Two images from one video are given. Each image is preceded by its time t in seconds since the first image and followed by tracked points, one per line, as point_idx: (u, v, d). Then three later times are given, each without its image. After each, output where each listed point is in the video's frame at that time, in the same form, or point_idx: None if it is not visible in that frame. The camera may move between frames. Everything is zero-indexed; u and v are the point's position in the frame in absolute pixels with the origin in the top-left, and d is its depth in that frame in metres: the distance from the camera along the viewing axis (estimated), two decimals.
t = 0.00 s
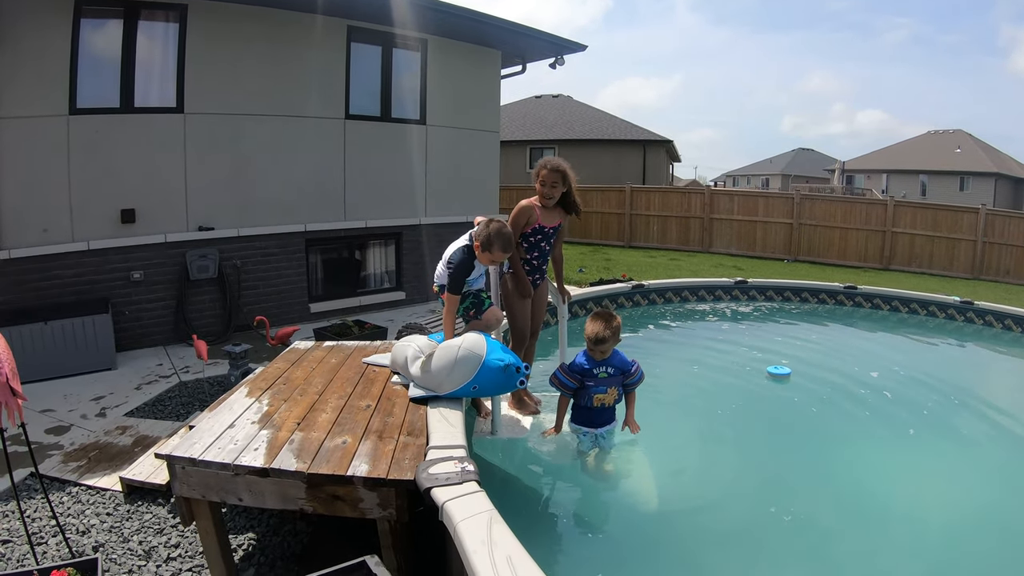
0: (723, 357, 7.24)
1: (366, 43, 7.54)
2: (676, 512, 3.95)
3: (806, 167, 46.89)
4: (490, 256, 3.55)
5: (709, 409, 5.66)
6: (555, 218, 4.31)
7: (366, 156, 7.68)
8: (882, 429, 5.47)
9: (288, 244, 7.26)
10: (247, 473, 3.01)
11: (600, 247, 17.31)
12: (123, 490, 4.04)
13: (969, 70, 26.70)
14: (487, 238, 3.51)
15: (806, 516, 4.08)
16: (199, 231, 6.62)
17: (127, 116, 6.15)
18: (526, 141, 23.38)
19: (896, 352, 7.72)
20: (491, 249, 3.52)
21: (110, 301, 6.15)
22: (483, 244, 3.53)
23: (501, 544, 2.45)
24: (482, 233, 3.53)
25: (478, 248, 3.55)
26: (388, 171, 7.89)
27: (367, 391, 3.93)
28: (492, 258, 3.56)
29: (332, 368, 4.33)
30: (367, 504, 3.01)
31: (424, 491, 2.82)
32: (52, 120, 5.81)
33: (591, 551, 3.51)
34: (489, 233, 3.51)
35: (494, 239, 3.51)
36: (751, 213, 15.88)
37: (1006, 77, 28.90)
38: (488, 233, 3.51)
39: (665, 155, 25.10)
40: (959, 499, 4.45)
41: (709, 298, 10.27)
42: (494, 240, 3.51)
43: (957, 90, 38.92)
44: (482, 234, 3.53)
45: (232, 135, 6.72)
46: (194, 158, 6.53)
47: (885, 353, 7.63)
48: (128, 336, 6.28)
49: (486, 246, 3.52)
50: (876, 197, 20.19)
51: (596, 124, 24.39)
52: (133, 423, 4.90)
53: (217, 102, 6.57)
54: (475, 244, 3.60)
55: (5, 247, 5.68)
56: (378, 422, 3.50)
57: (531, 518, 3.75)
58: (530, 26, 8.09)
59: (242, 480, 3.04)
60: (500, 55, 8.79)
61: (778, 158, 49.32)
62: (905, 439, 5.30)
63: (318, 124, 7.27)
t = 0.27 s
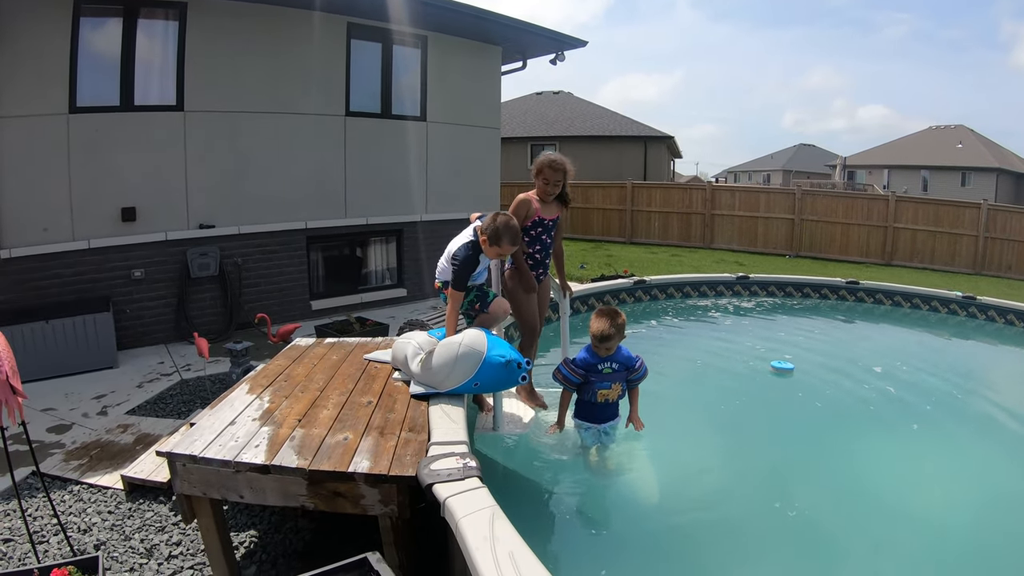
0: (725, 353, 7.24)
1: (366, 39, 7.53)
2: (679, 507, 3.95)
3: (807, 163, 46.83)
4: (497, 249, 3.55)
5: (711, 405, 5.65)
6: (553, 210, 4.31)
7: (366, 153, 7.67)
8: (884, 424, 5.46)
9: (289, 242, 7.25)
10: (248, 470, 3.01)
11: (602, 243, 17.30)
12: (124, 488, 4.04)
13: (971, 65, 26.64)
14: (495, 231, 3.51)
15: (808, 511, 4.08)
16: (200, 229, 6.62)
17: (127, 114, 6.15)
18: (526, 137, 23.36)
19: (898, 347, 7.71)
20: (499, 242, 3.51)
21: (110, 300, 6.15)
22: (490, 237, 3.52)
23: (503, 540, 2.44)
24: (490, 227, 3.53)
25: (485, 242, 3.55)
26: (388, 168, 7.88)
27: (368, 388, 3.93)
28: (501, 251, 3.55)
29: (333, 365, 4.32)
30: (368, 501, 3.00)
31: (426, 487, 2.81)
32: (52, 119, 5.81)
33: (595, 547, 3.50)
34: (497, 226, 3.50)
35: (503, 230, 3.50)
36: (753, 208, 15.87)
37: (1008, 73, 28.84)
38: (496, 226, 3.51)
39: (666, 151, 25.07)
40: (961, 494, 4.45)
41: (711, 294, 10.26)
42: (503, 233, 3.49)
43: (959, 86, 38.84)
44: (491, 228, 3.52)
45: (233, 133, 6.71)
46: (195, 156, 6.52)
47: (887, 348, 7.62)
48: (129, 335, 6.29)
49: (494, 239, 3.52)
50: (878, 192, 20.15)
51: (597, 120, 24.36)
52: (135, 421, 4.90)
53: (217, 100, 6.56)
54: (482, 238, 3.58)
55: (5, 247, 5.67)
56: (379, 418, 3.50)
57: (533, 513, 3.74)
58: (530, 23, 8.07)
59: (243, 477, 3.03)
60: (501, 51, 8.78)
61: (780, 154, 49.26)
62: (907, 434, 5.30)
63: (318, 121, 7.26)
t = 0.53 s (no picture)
0: (728, 348, 7.23)
1: (366, 35, 7.52)
2: (681, 502, 3.95)
3: (809, 158, 46.77)
4: (500, 242, 3.54)
5: (714, 400, 5.65)
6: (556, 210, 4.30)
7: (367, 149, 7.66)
8: (887, 420, 5.46)
9: (290, 239, 7.25)
10: (250, 466, 3.01)
11: (603, 238, 17.28)
12: (127, 486, 4.05)
13: (973, 59, 26.56)
14: (497, 225, 3.50)
15: (811, 506, 4.08)
16: (201, 225, 6.62)
17: (127, 111, 6.13)
18: (527, 133, 23.34)
19: (900, 342, 7.71)
20: (502, 236, 3.50)
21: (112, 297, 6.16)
22: (493, 231, 3.51)
23: (506, 536, 2.45)
24: (491, 221, 3.51)
25: (488, 236, 3.54)
26: (389, 164, 7.88)
27: (369, 384, 3.93)
28: (503, 245, 3.55)
29: (335, 361, 4.32)
30: (371, 497, 3.00)
31: (428, 483, 2.81)
32: (52, 117, 5.80)
33: (597, 542, 3.51)
34: (501, 220, 3.49)
35: (506, 224, 3.50)
36: (754, 204, 15.85)
37: (1010, 68, 28.77)
38: (499, 220, 3.50)
39: (667, 147, 25.03)
40: (963, 489, 4.45)
41: (713, 289, 10.26)
42: (506, 228, 3.50)
43: (961, 81, 38.73)
44: (492, 223, 3.51)
45: (233, 130, 6.70)
46: (195, 153, 6.52)
47: (889, 343, 7.62)
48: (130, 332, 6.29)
49: (496, 234, 3.51)
50: (880, 186, 20.11)
51: (598, 115, 24.32)
52: (137, 419, 4.90)
53: (217, 97, 6.55)
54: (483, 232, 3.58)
55: (6, 244, 5.66)
56: (381, 414, 3.49)
57: (535, 508, 3.75)
58: (529, 17, 8.02)
59: (245, 473, 3.04)
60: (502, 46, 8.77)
61: (781, 149, 49.19)
62: (909, 430, 5.30)
63: (319, 117, 7.25)
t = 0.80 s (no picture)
0: (729, 345, 7.23)
1: (367, 33, 7.51)
2: (682, 500, 3.95)
3: (810, 155, 46.71)
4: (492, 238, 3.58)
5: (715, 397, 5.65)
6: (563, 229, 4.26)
7: (368, 147, 7.67)
8: (890, 417, 5.46)
9: (291, 237, 7.25)
10: (252, 463, 3.01)
11: (604, 236, 17.28)
12: (129, 484, 4.05)
13: (975, 57, 26.50)
14: (485, 220, 3.52)
15: (813, 504, 4.08)
16: (203, 224, 6.62)
17: (128, 109, 6.13)
18: (528, 130, 23.35)
19: (902, 340, 7.70)
20: (491, 231, 3.54)
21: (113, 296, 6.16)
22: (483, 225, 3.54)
23: (506, 533, 2.45)
24: (479, 217, 3.53)
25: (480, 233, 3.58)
26: (390, 162, 7.88)
27: (371, 381, 3.93)
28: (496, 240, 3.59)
29: (336, 358, 4.32)
30: (372, 495, 3.01)
31: (429, 480, 2.81)
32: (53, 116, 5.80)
33: (596, 539, 3.51)
34: (489, 214, 3.50)
35: (493, 217, 3.51)
36: (756, 201, 15.83)
37: (1011, 65, 28.72)
38: (486, 214, 3.52)
39: (668, 144, 25.00)
40: (964, 486, 4.45)
41: (714, 286, 10.25)
42: (493, 219, 3.50)
43: (962, 78, 38.65)
44: (480, 218, 3.54)
45: (234, 128, 6.70)
46: (197, 151, 6.52)
47: (891, 341, 7.61)
48: (132, 331, 6.30)
49: (486, 230, 3.54)
50: (881, 184, 20.08)
51: (599, 113, 24.30)
52: (139, 417, 4.91)
53: (219, 95, 6.55)
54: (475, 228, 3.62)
55: (9, 242, 5.67)
56: (382, 412, 3.50)
57: (535, 505, 3.76)
58: (536, 15, 8.12)
59: (246, 471, 3.04)
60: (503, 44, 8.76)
61: (782, 147, 49.13)
62: (911, 427, 5.30)
63: (320, 115, 7.25)
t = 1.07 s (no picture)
0: (730, 343, 7.23)
1: (368, 32, 7.51)
2: (684, 499, 3.95)
3: (811, 153, 46.66)
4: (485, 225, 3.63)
5: (717, 396, 5.65)
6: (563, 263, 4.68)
7: (369, 146, 7.67)
8: (891, 415, 5.45)
9: (292, 236, 7.26)
10: (254, 463, 3.02)
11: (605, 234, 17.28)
12: (131, 483, 4.06)
13: (977, 54, 26.45)
14: (478, 209, 3.62)
15: (814, 502, 4.08)
16: (204, 223, 6.63)
17: (129, 109, 6.14)
18: (529, 129, 23.35)
19: (903, 338, 7.69)
20: (483, 216, 3.60)
21: (115, 295, 6.17)
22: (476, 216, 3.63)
23: (507, 532, 2.45)
24: (471, 207, 3.63)
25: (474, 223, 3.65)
26: (391, 160, 7.88)
27: (372, 380, 3.94)
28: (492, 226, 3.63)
29: (338, 357, 4.33)
30: (374, 493, 3.01)
31: (430, 479, 2.81)
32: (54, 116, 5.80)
33: (595, 537, 3.51)
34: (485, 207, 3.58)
35: (485, 205, 3.59)
36: (757, 199, 15.82)
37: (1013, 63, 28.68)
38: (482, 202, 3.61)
39: (669, 142, 24.97)
40: (966, 485, 4.45)
41: (715, 285, 10.25)
42: (486, 206, 3.58)
43: (963, 76, 38.60)
44: (473, 207, 3.63)
45: (235, 127, 6.71)
46: (198, 151, 6.52)
47: (892, 339, 7.60)
48: (133, 330, 6.30)
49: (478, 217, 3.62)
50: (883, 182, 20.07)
51: (600, 111, 24.28)
52: (141, 416, 4.92)
53: (220, 95, 6.56)
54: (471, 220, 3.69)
55: (10, 242, 5.67)
56: (384, 411, 3.50)
57: (534, 503, 3.76)
58: (538, 15, 8.17)
59: (249, 470, 3.04)
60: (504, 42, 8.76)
61: (783, 145, 49.07)
62: (913, 426, 5.29)
63: (321, 115, 7.25)
